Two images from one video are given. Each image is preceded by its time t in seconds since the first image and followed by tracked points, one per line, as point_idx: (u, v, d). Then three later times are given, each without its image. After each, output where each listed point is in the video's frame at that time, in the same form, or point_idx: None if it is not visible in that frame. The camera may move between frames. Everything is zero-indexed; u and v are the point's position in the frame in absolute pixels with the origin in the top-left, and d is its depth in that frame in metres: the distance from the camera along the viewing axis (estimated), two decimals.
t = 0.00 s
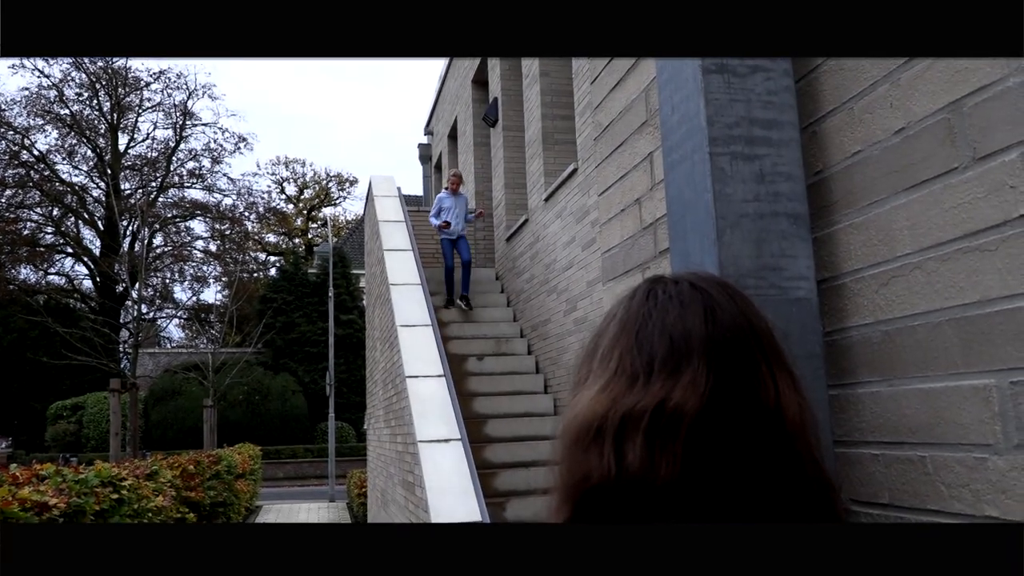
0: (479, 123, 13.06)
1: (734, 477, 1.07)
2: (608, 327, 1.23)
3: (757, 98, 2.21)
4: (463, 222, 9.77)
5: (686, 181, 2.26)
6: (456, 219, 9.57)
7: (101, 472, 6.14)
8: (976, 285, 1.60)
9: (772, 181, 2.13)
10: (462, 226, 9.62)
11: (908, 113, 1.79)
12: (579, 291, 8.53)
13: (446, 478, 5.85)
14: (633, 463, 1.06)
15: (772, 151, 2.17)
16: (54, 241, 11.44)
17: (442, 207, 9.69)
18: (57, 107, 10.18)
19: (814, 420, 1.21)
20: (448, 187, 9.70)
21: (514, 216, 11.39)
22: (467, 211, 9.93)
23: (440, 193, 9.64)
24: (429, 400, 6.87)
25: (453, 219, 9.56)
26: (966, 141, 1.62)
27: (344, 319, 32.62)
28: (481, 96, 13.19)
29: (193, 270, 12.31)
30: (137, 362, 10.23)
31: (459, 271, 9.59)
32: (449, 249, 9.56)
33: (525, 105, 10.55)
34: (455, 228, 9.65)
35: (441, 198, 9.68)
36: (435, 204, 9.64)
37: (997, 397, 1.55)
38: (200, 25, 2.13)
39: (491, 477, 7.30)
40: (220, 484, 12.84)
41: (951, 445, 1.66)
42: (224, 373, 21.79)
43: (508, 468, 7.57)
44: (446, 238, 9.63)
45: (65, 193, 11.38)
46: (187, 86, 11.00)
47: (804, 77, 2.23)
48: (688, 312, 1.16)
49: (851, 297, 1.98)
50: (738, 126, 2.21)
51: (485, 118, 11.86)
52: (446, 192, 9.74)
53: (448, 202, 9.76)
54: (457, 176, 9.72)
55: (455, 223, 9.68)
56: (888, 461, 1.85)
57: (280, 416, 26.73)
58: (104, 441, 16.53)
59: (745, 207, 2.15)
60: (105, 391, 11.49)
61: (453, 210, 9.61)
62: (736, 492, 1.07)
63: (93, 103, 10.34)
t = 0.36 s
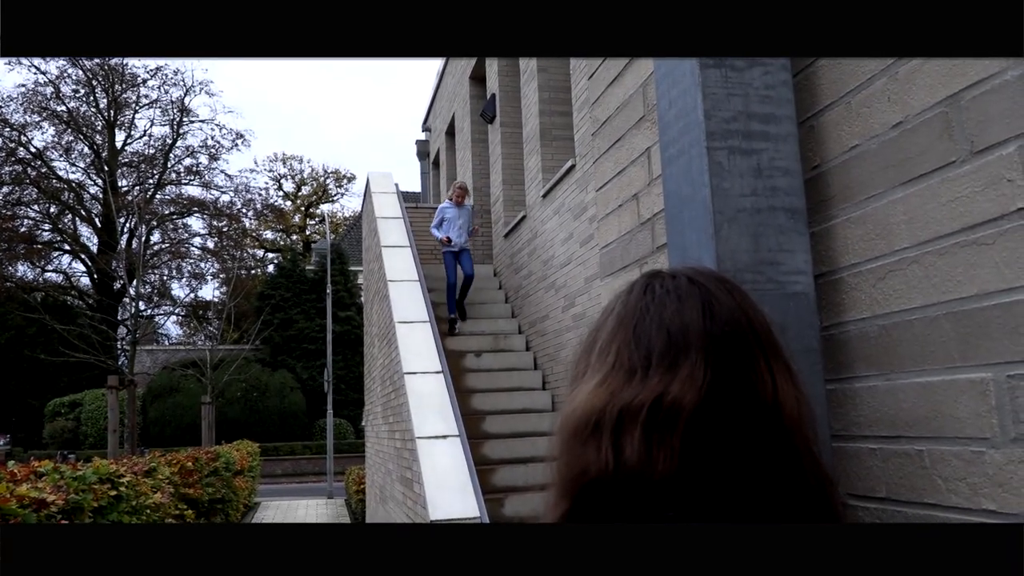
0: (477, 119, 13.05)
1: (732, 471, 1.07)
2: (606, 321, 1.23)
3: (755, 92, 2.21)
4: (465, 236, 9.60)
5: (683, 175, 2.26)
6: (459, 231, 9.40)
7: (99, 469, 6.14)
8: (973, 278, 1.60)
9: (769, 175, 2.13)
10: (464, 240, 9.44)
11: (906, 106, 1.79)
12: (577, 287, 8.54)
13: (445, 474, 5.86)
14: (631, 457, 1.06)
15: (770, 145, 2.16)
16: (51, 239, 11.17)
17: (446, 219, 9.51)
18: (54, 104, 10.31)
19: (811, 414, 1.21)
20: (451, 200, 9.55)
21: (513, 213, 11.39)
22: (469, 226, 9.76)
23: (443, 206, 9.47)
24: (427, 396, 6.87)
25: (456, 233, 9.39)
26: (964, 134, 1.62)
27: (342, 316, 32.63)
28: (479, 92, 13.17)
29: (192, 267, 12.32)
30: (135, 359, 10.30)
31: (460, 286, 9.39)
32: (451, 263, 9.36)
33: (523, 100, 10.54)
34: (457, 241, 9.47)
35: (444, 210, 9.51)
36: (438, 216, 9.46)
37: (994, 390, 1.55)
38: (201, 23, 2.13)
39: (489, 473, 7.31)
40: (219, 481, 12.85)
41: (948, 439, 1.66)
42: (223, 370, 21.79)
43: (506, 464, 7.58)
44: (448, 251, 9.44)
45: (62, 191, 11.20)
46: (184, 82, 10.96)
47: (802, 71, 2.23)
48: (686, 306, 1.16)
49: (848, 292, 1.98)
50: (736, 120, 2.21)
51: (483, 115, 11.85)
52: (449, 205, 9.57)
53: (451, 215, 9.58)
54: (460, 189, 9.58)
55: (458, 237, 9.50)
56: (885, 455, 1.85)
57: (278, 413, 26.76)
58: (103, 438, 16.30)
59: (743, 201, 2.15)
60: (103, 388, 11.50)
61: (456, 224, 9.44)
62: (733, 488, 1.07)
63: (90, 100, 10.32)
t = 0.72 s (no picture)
0: (474, 115, 13.03)
1: (726, 466, 1.08)
2: (602, 317, 1.23)
3: (752, 88, 2.21)
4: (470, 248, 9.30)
5: (680, 172, 2.26)
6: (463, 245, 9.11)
7: (97, 465, 6.14)
8: (969, 274, 1.60)
9: (766, 171, 2.13)
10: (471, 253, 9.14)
11: (902, 104, 1.79)
12: (574, 284, 8.55)
13: (441, 470, 5.88)
14: (626, 452, 1.06)
15: (767, 142, 2.17)
16: (48, 235, 11.43)
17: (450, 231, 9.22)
18: (50, 100, 10.34)
19: (804, 409, 1.21)
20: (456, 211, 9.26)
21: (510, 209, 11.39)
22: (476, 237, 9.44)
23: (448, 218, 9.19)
24: (424, 392, 6.88)
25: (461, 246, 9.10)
26: (959, 131, 1.62)
27: (340, 313, 32.66)
28: (477, 89, 13.16)
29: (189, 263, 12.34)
30: (132, 355, 10.40)
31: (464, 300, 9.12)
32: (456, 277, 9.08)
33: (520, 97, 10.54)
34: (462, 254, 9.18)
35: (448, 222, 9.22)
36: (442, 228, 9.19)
37: (988, 385, 1.56)
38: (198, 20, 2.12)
39: (487, 470, 7.32)
40: (216, 478, 12.86)
41: (942, 434, 1.67)
42: (220, 367, 21.82)
43: (503, 460, 7.60)
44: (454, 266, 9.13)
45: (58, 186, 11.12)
46: (180, 79, 10.93)
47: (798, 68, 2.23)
48: (680, 302, 1.17)
49: (844, 288, 1.99)
50: (732, 117, 2.21)
51: (481, 111, 11.85)
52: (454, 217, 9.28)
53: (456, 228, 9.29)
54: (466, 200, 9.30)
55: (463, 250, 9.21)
56: (880, 450, 1.86)
57: (276, 410, 26.79)
58: (99, 435, 16.14)
59: (739, 197, 2.15)
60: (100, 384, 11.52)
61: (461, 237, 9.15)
62: (728, 484, 1.07)
63: (86, 97, 10.33)
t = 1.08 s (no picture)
0: (472, 112, 13.02)
1: (724, 462, 1.08)
2: (601, 312, 1.23)
3: (751, 85, 2.22)
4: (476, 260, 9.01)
5: (679, 167, 2.27)
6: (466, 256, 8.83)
7: (95, 462, 6.16)
8: (966, 270, 1.61)
9: (764, 167, 2.13)
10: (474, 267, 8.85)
11: (900, 100, 1.79)
12: (572, 281, 8.55)
13: (440, 467, 5.89)
14: (625, 447, 1.06)
15: (765, 138, 2.17)
16: (46, 231, 11.35)
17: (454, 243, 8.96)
18: (48, 96, 10.34)
19: (803, 404, 1.21)
20: (460, 222, 9.03)
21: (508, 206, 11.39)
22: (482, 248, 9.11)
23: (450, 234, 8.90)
24: (423, 389, 6.88)
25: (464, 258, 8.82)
26: (956, 127, 1.63)
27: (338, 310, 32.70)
28: (475, 85, 13.15)
29: (186, 260, 12.37)
30: (129, 352, 10.47)
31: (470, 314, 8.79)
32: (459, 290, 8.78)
33: (518, 93, 10.52)
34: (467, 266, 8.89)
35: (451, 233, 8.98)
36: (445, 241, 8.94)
37: (984, 380, 1.56)
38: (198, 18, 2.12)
39: (485, 466, 7.34)
40: (215, 474, 12.89)
41: (939, 429, 1.68)
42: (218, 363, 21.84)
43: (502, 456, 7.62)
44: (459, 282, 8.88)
45: (55, 182, 11.14)
46: (178, 75, 10.92)
47: (796, 65, 2.23)
48: (679, 297, 1.17)
49: (842, 284, 1.99)
50: (731, 113, 2.21)
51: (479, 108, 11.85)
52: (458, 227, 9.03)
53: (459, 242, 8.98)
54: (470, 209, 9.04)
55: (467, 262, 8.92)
56: (877, 445, 1.87)
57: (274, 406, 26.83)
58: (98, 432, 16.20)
59: (737, 193, 2.15)
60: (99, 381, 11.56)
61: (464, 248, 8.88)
62: (725, 480, 1.08)
63: (83, 93, 10.35)
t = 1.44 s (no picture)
0: (471, 108, 13.01)
1: (723, 457, 1.08)
2: (597, 307, 1.24)
3: (748, 81, 2.22)
4: (485, 277, 8.51)
5: (676, 164, 2.27)
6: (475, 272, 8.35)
7: (93, 457, 6.17)
8: (962, 265, 1.61)
9: (761, 163, 2.14)
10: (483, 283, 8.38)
11: (896, 96, 1.80)
12: (571, 277, 8.57)
13: (438, 462, 5.90)
14: (623, 441, 1.07)
15: (762, 134, 2.17)
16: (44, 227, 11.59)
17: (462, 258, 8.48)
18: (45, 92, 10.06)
19: (799, 401, 1.22)
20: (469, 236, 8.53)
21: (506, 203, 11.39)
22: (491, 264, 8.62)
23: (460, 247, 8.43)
24: (421, 385, 6.89)
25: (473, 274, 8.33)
26: (952, 124, 1.63)
27: (336, 306, 32.69)
28: (474, 81, 13.13)
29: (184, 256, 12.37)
30: (127, 348, 10.47)
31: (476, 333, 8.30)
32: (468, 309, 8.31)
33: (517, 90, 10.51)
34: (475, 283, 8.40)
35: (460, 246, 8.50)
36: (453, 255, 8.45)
37: (979, 376, 1.57)
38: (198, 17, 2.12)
39: (484, 462, 7.35)
40: (213, 470, 12.86)
41: (934, 424, 1.68)
42: (216, 359, 21.84)
43: (500, 453, 7.63)
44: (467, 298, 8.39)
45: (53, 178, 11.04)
46: (176, 70, 10.85)
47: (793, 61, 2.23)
48: (676, 293, 1.17)
49: (838, 280, 2.00)
50: (728, 109, 2.22)
51: (478, 104, 11.83)
52: (467, 241, 8.57)
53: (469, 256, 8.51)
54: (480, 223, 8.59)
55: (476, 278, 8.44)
56: (873, 440, 1.87)
57: (272, 402, 26.83)
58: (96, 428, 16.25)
59: (734, 189, 2.16)
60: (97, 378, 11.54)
61: (473, 263, 8.39)
62: (724, 477, 1.07)
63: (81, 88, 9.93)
